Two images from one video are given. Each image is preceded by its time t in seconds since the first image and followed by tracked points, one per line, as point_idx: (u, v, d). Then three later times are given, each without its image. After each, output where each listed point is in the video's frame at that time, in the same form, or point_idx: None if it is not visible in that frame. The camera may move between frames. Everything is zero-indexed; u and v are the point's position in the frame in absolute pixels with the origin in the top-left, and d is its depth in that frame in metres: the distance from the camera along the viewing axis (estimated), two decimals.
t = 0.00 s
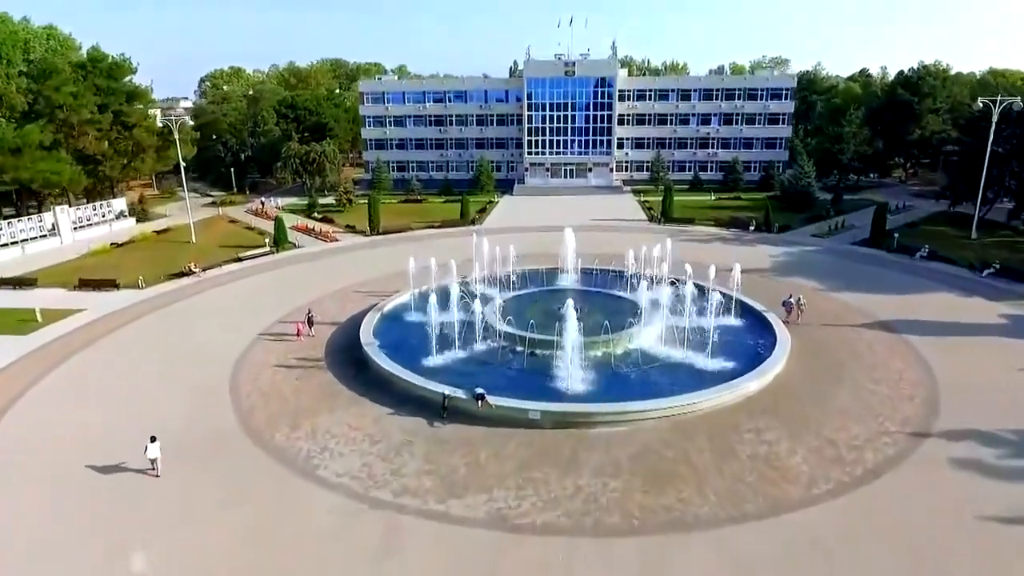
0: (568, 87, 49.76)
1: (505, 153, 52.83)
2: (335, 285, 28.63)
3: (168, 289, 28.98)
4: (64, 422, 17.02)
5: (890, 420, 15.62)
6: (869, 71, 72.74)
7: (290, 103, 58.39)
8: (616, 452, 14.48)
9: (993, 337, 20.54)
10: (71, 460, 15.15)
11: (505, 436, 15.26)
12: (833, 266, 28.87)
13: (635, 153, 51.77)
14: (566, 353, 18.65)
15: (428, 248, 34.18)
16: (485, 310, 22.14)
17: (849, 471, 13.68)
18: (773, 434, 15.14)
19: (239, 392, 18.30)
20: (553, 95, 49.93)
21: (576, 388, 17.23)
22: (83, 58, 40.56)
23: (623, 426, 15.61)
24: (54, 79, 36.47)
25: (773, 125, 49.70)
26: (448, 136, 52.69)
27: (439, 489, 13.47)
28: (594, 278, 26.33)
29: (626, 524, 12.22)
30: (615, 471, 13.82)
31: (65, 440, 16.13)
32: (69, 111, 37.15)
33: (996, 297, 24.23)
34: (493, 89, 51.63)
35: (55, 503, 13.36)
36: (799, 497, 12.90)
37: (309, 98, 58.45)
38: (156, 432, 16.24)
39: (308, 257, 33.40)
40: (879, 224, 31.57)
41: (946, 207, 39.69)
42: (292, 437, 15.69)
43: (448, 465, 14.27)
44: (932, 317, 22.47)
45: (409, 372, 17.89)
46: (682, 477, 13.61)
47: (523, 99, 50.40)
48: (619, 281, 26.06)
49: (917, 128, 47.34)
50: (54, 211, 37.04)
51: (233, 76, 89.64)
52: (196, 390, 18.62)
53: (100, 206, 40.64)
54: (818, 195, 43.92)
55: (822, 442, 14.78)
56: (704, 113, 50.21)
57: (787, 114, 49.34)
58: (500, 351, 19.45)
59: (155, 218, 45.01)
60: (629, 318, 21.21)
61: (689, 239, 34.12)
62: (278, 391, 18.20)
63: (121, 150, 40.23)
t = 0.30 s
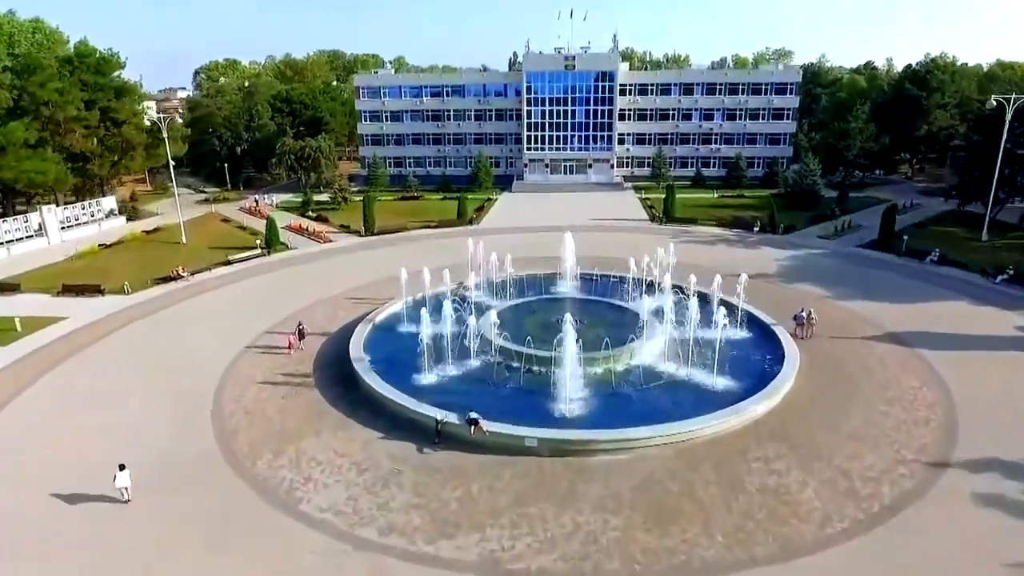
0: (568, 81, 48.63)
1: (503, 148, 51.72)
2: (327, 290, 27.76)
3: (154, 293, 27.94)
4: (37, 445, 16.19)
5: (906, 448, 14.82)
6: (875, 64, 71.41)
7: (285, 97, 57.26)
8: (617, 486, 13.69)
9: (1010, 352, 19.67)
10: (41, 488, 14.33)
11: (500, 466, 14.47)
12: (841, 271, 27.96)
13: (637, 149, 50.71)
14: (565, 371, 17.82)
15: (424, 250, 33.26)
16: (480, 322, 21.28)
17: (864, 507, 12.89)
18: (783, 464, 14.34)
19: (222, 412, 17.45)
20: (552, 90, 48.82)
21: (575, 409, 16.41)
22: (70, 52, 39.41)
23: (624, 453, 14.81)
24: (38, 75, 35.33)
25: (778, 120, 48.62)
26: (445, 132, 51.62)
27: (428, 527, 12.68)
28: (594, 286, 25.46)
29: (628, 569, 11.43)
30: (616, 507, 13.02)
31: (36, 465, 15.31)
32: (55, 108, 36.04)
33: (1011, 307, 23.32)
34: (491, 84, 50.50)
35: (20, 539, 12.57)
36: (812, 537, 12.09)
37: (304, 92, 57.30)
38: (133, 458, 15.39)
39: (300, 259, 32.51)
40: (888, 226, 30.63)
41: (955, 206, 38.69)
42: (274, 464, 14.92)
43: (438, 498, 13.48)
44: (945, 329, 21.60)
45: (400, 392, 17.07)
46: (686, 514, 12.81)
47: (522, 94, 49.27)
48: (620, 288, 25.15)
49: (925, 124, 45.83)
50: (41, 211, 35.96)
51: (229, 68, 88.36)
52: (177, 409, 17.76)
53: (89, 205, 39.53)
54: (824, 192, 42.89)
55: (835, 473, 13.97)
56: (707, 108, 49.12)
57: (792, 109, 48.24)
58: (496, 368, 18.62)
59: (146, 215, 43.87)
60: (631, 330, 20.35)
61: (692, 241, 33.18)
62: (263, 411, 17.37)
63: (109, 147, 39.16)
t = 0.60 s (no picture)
0: (568, 64, 47.26)
1: (502, 132, 50.49)
2: (318, 286, 26.88)
3: (140, 288, 26.82)
4: (10, 459, 15.44)
5: (922, 468, 14.07)
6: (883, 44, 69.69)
7: (278, 79, 55.80)
8: (617, 511, 12.96)
9: None
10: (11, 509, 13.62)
11: (493, 488, 13.74)
12: (849, 266, 27.07)
13: (638, 133, 49.49)
14: (563, 381, 17.05)
15: (419, 242, 32.32)
16: (476, 324, 20.48)
17: (879, 537, 12.18)
18: (792, 486, 13.62)
19: (205, 424, 16.67)
20: (552, 73, 47.47)
21: (573, 424, 15.65)
22: (53, 35, 38.13)
23: (626, 474, 14.07)
24: (19, 59, 34.12)
25: (783, 104, 47.35)
26: (442, 115, 50.36)
27: (417, 558, 11.99)
28: (594, 283, 24.59)
29: None
30: (615, 536, 12.31)
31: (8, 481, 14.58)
32: (37, 93, 34.87)
33: None
34: (489, 66, 49.13)
35: None
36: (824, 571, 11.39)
37: (297, 74, 55.84)
38: (107, 477, 14.64)
39: (292, 251, 31.59)
40: (897, 218, 29.64)
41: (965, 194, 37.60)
42: (257, 484, 14.21)
43: (428, 525, 12.77)
44: (959, 332, 20.77)
45: (390, 404, 16.33)
46: (689, 544, 12.09)
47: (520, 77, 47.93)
48: (622, 286, 24.26)
49: (935, 108, 44.51)
50: (25, 201, 34.88)
51: (222, 48, 86.54)
52: (157, 419, 16.97)
53: (76, 193, 38.39)
54: (830, 180, 41.78)
55: (847, 498, 13.24)
56: (711, 91, 47.82)
57: (798, 93, 46.96)
58: (491, 376, 17.82)
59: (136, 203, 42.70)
60: (632, 334, 19.56)
61: (695, 233, 32.25)
62: (248, 422, 16.61)
63: (95, 134, 38.03)
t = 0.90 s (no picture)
0: (569, 33, 45.58)
1: (501, 105, 48.98)
2: (309, 272, 25.92)
3: (125, 276, 25.84)
4: None
5: (936, 483, 13.41)
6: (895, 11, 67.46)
7: (269, 49, 53.81)
8: (616, 533, 12.33)
9: None
10: None
11: (487, 505, 13.09)
12: (858, 251, 26.12)
13: (641, 106, 47.98)
14: (559, 385, 16.34)
15: (414, 223, 31.31)
16: (469, 318, 19.65)
17: (892, 562, 11.56)
18: (800, 504, 12.97)
19: (188, 429, 15.97)
20: (552, 43, 45.81)
21: (570, 433, 14.97)
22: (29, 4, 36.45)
23: (626, 490, 13.43)
24: None
25: (791, 76, 45.79)
26: (439, 87, 48.80)
27: None
28: (594, 272, 23.69)
29: None
30: (614, 562, 11.68)
31: None
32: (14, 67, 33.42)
33: None
34: (487, 36, 47.41)
35: None
36: None
37: (289, 43, 53.83)
38: (84, 491, 13.98)
39: (283, 232, 30.60)
40: (909, 201, 28.62)
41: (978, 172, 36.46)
42: (240, 498, 13.59)
43: (417, 547, 12.15)
44: (973, 327, 19.96)
45: (378, 410, 15.64)
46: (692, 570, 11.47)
47: (519, 47, 46.28)
48: (623, 275, 23.40)
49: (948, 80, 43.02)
50: (6, 179, 33.71)
51: (212, 14, 84.04)
52: (137, 423, 16.26)
53: (60, 170, 37.12)
54: (838, 156, 40.52)
55: (858, 517, 12.61)
56: (716, 63, 46.22)
57: (807, 64, 45.38)
58: (485, 377, 17.08)
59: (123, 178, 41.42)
60: (633, 329, 18.75)
61: (699, 214, 31.22)
62: (231, 428, 15.93)
63: (77, 109, 36.68)
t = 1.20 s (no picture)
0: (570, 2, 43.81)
1: (500, 76, 47.31)
2: (299, 260, 25.04)
3: (108, 264, 24.87)
4: None
5: (952, 503, 12.77)
6: None
7: (260, 18, 51.65)
8: (615, 560, 11.74)
9: None
10: None
11: (480, 527, 12.49)
12: (868, 238, 25.18)
13: (644, 78, 46.41)
14: (558, 392, 15.63)
15: (409, 206, 30.29)
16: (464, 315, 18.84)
17: None
18: (808, 526, 12.36)
19: (169, 439, 15.31)
20: (552, 12, 44.07)
21: (569, 445, 14.29)
22: None
23: (627, 510, 12.79)
24: None
25: (800, 47, 44.18)
26: (435, 58, 47.18)
27: None
28: (595, 263, 22.78)
29: None
30: None
31: None
32: None
33: None
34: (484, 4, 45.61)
35: None
36: None
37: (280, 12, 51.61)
38: (59, 509, 13.37)
39: (273, 216, 29.60)
40: (921, 184, 27.56)
41: (993, 150, 35.25)
42: (221, 517, 13.02)
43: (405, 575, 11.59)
44: (989, 326, 19.14)
45: (367, 419, 14.95)
46: None
47: (518, 17, 44.57)
48: (625, 265, 22.49)
49: (964, 52, 41.36)
50: None
51: None
52: (117, 431, 15.63)
53: (44, 147, 35.96)
54: (848, 132, 39.19)
55: (870, 543, 12.00)
56: (723, 33, 44.55)
57: (817, 35, 43.74)
58: (480, 381, 16.35)
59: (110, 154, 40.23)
60: (635, 328, 17.96)
61: (703, 196, 30.18)
62: (215, 436, 15.31)
63: (59, 83, 35.39)
